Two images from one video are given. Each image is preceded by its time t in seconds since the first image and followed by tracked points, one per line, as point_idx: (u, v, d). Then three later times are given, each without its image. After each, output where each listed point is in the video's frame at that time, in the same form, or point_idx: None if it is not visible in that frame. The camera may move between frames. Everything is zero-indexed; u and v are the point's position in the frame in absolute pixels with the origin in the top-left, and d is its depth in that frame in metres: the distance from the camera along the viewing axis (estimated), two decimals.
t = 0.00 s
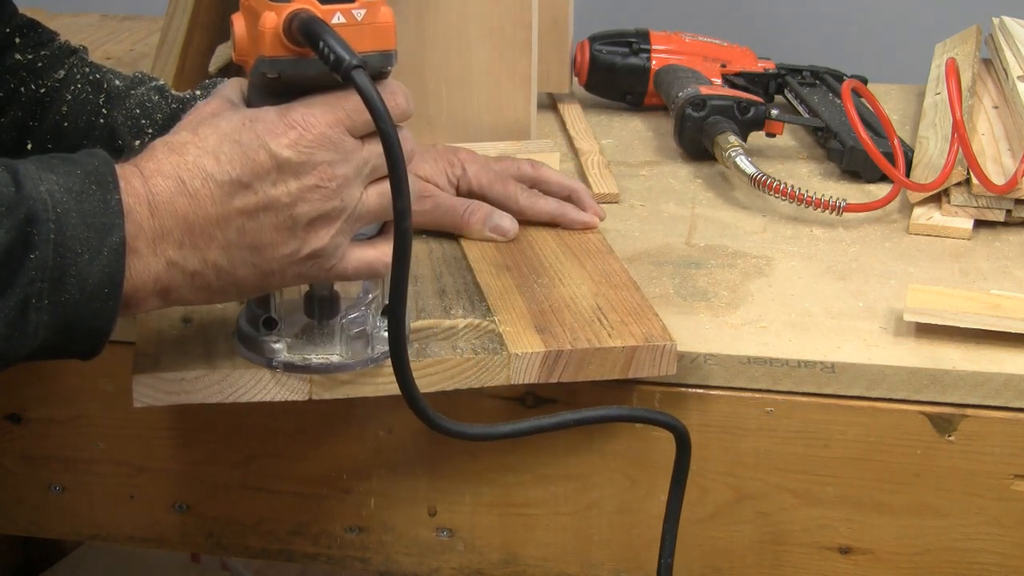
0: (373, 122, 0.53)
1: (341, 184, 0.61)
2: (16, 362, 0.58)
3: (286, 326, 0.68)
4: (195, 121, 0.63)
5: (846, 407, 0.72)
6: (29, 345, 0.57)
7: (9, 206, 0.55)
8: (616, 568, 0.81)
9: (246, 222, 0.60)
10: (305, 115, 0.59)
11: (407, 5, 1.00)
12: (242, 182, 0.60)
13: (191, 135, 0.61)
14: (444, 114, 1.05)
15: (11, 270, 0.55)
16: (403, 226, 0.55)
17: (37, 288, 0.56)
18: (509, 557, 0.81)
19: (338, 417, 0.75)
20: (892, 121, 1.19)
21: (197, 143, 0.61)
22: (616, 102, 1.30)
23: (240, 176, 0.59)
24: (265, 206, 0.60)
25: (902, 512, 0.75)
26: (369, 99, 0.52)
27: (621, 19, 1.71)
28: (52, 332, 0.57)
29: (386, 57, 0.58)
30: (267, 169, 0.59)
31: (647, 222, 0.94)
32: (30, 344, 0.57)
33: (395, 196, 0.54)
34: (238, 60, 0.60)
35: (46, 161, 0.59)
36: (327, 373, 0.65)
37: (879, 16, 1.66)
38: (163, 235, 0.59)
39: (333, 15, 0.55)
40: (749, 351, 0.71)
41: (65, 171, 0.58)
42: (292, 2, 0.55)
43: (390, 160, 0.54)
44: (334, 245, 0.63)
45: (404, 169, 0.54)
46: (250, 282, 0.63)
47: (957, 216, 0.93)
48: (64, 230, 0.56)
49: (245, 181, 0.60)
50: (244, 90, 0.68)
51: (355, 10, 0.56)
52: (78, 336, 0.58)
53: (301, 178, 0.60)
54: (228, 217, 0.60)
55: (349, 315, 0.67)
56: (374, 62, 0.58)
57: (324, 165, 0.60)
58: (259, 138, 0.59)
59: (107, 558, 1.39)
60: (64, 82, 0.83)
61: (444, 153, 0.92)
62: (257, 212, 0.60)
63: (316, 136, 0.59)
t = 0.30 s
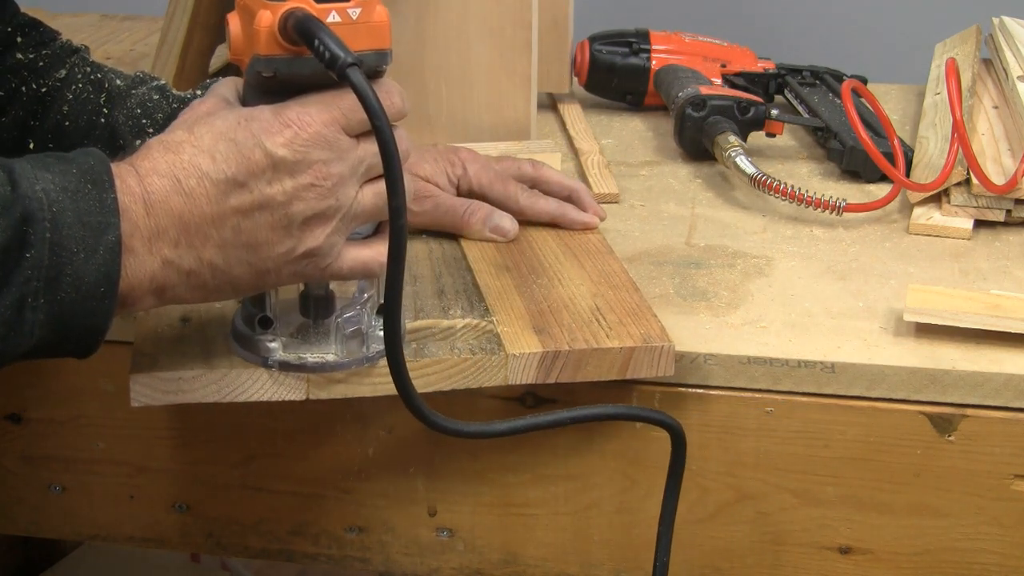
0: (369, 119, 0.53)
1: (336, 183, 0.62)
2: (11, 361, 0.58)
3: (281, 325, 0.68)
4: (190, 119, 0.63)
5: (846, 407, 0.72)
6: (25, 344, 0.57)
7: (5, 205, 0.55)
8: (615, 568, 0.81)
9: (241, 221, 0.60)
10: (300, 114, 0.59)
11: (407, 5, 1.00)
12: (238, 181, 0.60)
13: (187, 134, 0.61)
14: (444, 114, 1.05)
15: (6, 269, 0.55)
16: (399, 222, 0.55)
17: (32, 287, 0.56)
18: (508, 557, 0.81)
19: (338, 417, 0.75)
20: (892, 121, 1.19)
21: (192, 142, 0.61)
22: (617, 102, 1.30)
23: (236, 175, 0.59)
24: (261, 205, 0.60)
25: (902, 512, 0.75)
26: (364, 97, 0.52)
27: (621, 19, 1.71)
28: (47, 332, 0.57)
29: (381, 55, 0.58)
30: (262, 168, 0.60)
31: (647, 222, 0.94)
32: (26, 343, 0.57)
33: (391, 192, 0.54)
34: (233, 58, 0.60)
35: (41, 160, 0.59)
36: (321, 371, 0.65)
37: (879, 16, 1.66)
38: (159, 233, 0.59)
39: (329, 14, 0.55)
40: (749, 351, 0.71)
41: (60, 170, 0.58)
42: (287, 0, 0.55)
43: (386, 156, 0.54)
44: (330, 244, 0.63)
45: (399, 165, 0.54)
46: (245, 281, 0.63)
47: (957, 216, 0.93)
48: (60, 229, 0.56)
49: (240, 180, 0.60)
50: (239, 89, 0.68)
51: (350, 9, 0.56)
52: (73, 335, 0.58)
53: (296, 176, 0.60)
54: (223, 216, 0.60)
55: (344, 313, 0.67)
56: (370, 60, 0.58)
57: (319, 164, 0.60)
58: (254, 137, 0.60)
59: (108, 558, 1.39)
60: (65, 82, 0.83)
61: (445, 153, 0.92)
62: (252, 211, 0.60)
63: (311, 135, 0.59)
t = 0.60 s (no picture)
0: (370, 114, 0.53)
1: (336, 180, 0.62)
2: (10, 357, 0.58)
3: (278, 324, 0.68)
4: (190, 116, 0.63)
5: (846, 407, 0.72)
6: (26, 341, 0.57)
7: (6, 202, 0.55)
8: (616, 568, 0.81)
9: (241, 218, 0.60)
10: (299, 111, 0.59)
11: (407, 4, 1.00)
12: (237, 178, 0.60)
13: (187, 131, 0.61)
14: (444, 114, 1.05)
15: (6, 266, 0.55)
16: (400, 216, 0.55)
17: (33, 284, 0.55)
18: (509, 557, 0.81)
19: (338, 417, 0.75)
20: (892, 121, 1.19)
21: (192, 139, 0.61)
22: (617, 102, 1.30)
23: (235, 172, 0.60)
24: (260, 202, 0.60)
25: (902, 512, 0.75)
26: (364, 90, 0.51)
27: (621, 19, 1.71)
28: (48, 328, 0.57)
29: (380, 54, 0.58)
30: (262, 165, 0.60)
31: (647, 222, 0.94)
32: (27, 340, 0.57)
33: (393, 185, 0.54)
34: (232, 57, 0.60)
35: (41, 156, 0.59)
36: (318, 370, 0.65)
37: (879, 16, 1.66)
38: (159, 230, 0.59)
39: (328, 12, 0.55)
40: (749, 351, 0.71)
41: (60, 166, 0.57)
42: None
43: (387, 151, 0.54)
44: (329, 242, 0.63)
45: (400, 159, 0.54)
46: (245, 279, 0.63)
47: (957, 216, 0.93)
48: (61, 227, 0.56)
49: (240, 177, 0.60)
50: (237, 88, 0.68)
51: (350, 6, 0.56)
52: (74, 331, 0.58)
53: (296, 174, 0.60)
54: (223, 213, 0.60)
55: (342, 313, 0.68)
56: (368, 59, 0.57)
57: (319, 162, 0.61)
58: (254, 134, 0.59)
59: (107, 558, 1.39)
60: (66, 82, 0.83)
61: (445, 152, 0.92)
62: (252, 208, 0.60)
63: (311, 132, 0.59)
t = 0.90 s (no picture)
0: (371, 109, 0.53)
1: (333, 179, 0.62)
2: (11, 356, 0.58)
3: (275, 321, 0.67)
4: (188, 116, 0.63)
5: (846, 407, 0.72)
6: (27, 340, 0.57)
7: (8, 202, 0.55)
8: (616, 568, 0.81)
9: (239, 217, 0.60)
10: (297, 110, 0.59)
11: (407, 4, 1.00)
12: (236, 178, 0.60)
13: (185, 131, 0.61)
14: (444, 113, 1.05)
15: (7, 265, 0.55)
16: (401, 210, 0.55)
17: (34, 283, 0.55)
18: (509, 557, 0.81)
19: (338, 416, 0.75)
20: (892, 121, 1.19)
21: (190, 139, 0.60)
22: (617, 102, 1.30)
23: (234, 172, 0.60)
24: (259, 201, 0.60)
25: (902, 512, 0.75)
26: (365, 85, 0.51)
27: (620, 19, 1.71)
28: (48, 327, 0.57)
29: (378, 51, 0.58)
30: (260, 164, 0.60)
31: (647, 222, 0.94)
32: (28, 339, 0.57)
33: (393, 180, 0.54)
34: (229, 55, 0.60)
35: (42, 156, 0.59)
36: (316, 367, 0.64)
37: (878, 16, 1.66)
38: (159, 229, 0.59)
39: (326, 9, 0.55)
40: (749, 351, 0.71)
41: (61, 166, 0.58)
42: None
43: (388, 146, 0.54)
44: (327, 240, 0.63)
45: (401, 154, 0.54)
46: (244, 278, 0.63)
47: (957, 216, 0.93)
48: (62, 226, 0.56)
49: (238, 176, 0.60)
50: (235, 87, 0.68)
51: (348, 4, 0.56)
52: (74, 330, 0.58)
53: (294, 172, 0.60)
54: (222, 212, 0.60)
55: (338, 311, 0.68)
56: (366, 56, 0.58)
57: (316, 160, 0.61)
58: (253, 133, 0.60)
59: (107, 558, 1.38)
60: (66, 84, 0.82)
61: (445, 151, 0.92)
62: (250, 207, 0.60)
63: (309, 131, 0.59)
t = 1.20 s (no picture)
0: (370, 102, 0.53)
1: (332, 175, 0.62)
2: (15, 355, 0.58)
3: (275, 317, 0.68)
4: (187, 114, 0.63)
5: (846, 407, 0.72)
6: (31, 339, 0.57)
7: (12, 202, 0.55)
8: (616, 567, 0.81)
9: (239, 214, 0.60)
10: (296, 106, 0.59)
11: (406, 4, 1.00)
12: (235, 175, 0.60)
13: (184, 129, 0.61)
14: (444, 113, 1.05)
15: (11, 264, 0.55)
16: (401, 202, 0.55)
17: (38, 282, 0.55)
18: (508, 557, 0.81)
19: (338, 416, 0.75)
20: (891, 121, 1.19)
21: (190, 137, 0.61)
22: (617, 102, 1.30)
23: (233, 169, 0.60)
24: (259, 197, 0.60)
25: (902, 512, 0.75)
26: (365, 79, 0.51)
27: (621, 19, 1.71)
28: (52, 326, 0.57)
29: (377, 46, 0.58)
30: (259, 161, 0.60)
31: (648, 222, 0.94)
32: (32, 338, 0.57)
33: (393, 171, 0.54)
34: (228, 52, 0.60)
35: (44, 155, 0.58)
36: (315, 362, 0.65)
37: (879, 16, 1.66)
38: (160, 227, 0.59)
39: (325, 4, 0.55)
40: (749, 351, 0.71)
41: (64, 166, 0.57)
42: None
43: (387, 138, 0.53)
44: (327, 236, 0.64)
45: (400, 147, 0.54)
46: (244, 274, 0.63)
47: (957, 216, 0.93)
48: (66, 225, 0.56)
49: (238, 174, 0.60)
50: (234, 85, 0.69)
51: None
52: (78, 329, 0.58)
53: (293, 169, 0.61)
54: (222, 210, 0.60)
55: (338, 306, 0.68)
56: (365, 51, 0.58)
57: (315, 156, 0.61)
58: (251, 130, 0.60)
59: (107, 558, 1.38)
60: (66, 85, 0.82)
61: (445, 151, 0.92)
62: (250, 204, 0.60)
63: (307, 127, 0.60)
